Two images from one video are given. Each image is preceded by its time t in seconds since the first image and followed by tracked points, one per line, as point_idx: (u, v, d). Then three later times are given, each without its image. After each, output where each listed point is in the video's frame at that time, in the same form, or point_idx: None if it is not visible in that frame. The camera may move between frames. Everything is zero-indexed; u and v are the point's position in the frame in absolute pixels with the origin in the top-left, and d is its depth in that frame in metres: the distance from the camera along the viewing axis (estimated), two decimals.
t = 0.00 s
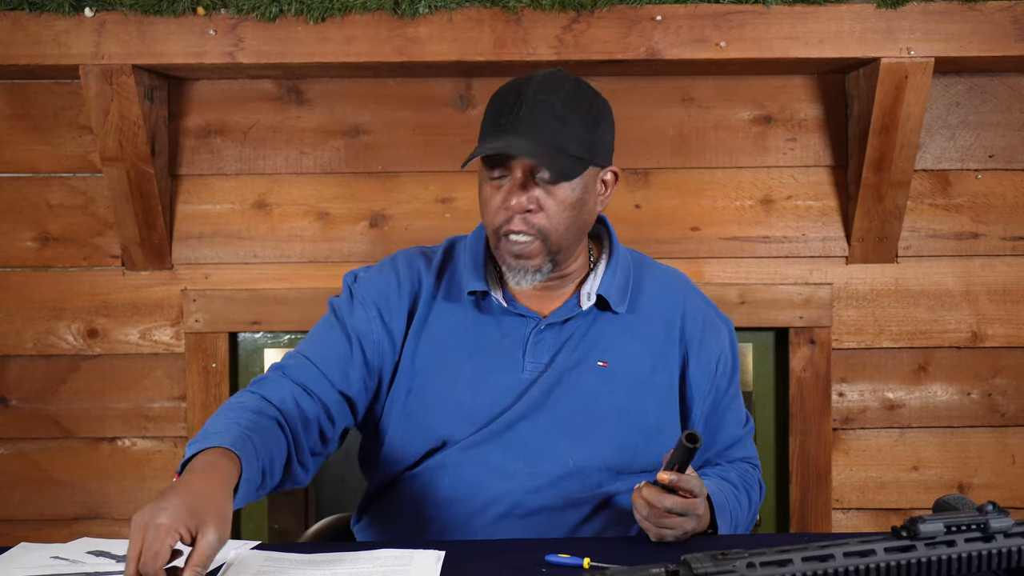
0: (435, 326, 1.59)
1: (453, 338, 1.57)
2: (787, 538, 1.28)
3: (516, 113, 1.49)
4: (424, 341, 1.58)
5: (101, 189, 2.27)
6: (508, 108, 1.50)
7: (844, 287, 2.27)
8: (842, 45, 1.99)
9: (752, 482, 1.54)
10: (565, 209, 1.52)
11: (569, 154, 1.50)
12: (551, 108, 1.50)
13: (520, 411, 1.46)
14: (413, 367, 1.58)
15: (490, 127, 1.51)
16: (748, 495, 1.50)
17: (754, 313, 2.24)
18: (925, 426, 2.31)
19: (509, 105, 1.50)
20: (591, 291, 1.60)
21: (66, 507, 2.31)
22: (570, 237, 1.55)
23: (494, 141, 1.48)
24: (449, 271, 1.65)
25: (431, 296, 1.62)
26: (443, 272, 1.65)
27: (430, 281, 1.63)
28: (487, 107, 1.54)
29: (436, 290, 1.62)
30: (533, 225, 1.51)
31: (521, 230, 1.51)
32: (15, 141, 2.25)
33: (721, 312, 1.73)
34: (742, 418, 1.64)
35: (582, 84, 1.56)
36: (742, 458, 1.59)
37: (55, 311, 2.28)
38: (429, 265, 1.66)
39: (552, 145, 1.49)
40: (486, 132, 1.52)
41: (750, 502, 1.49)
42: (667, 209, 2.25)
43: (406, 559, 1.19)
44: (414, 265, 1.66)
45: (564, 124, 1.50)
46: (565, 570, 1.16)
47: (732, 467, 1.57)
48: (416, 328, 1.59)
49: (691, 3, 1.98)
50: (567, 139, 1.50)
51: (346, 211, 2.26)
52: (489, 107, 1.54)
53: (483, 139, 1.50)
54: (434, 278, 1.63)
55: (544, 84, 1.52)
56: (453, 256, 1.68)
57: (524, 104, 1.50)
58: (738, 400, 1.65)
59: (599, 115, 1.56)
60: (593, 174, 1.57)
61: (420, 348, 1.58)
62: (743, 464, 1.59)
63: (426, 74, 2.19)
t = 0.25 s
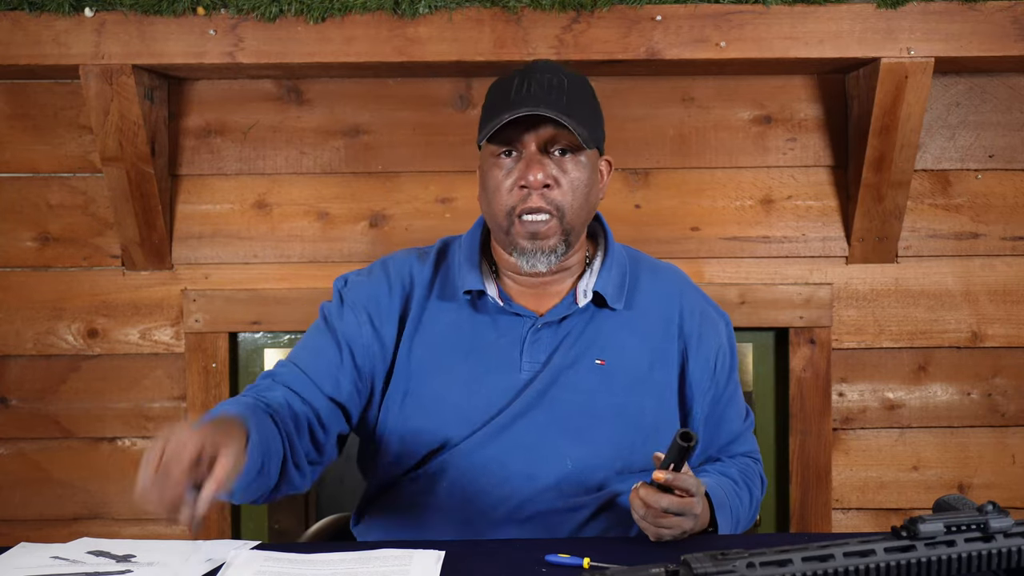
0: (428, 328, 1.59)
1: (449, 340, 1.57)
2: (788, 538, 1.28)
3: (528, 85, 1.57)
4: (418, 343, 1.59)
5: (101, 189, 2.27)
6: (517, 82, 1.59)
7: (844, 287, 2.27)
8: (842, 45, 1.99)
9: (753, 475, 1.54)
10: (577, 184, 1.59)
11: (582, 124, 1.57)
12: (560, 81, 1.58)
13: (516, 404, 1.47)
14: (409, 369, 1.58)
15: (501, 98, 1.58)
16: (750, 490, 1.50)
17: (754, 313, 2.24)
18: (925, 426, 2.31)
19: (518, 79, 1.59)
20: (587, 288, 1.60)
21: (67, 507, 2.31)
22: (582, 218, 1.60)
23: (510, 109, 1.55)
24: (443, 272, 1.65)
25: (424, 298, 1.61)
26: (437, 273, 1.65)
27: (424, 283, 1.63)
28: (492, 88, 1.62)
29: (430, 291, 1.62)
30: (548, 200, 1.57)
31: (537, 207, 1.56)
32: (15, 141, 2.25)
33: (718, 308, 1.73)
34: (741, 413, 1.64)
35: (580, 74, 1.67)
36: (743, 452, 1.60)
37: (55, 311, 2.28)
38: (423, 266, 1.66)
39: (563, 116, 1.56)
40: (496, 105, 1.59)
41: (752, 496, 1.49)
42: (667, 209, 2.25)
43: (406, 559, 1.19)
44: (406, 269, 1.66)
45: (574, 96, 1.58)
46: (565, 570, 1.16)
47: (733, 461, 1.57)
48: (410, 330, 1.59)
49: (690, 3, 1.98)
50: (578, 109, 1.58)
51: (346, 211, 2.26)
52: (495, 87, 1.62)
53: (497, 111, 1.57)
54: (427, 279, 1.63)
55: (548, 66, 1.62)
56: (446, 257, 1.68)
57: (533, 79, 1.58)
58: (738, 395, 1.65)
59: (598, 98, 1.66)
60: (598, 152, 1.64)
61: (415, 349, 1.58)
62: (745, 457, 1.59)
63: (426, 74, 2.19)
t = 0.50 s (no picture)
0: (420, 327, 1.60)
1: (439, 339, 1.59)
2: (787, 538, 1.28)
3: (502, 90, 1.55)
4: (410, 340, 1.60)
5: (101, 189, 2.27)
6: (491, 87, 1.57)
7: (844, 287, 2.27)
8: (842, 45, 1.99)
9: (747, 472, 1.53)
10: (560, 184, 1.57)
11: (559, 125, 1.56)
12: (535, 84, 1.56)
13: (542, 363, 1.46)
14: (404, 363, 1.59)
15: (477, 105, 1.56)
16: (744, 487, 1.49)
17: (754, 313, 2.24)
18: (925, 426, 2.31)
19: (493, 85, 1.57)
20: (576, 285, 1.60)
21: (66, 507, 2.31)
22: (566, 218, 1.59)
23: (485, 117, 1.54)
24: (437, 270, 1.65)
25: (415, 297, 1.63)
26: (432, 271, 1.65)
27: (418, 281, 1.64)
28: (468, 95, 1.61)
29: (421, 290, 1.63)
30: (531, 203, 1.56)
31: (520, 210, 1.55)
32: (15, 141, 2.25)
33: (713, 305, 1.73)
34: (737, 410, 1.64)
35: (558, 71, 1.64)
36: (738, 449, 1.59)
37: (55, 311, 2.28)
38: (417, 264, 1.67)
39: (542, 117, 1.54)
40: (472, 112, 1.57)
41: (745, 492, 1.48)
42: (667, 209, 2.25)
43: (405, 559, 1.19)
44: (402, 266, 1.67)
45: (550, 97, 1.56)
46: (565, 570, 1.16)
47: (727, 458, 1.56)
48: (406, 325, 1.61)
49: (691, 3, 1.98)
50: (555, 110, 1.56)
51: (346, 211, 2.26)
52: (470, 93, 1.60)
53: (472, 119, 1.56)
54: (421, 277, 1.64)
55: (523, 68, 1.60)
56: (440, 255, 1.68)
57: (507, 83, 1.57)
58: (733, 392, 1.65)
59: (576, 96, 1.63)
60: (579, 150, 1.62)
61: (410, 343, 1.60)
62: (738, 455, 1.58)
63: (426, 74, 2.19)
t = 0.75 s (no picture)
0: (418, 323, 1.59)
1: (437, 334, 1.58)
2: (787, 538, 1.28)
3: (505, 88, 1.55)
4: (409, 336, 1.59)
5: (101, 189, 2.27)
6: (493, 85, 1.56)
7: (844, 287, 2.27)
8: (842, 45, 1.99)
9: (732, 462, 1.48)
10: (561, 180, 1.57)
11: (562, 122, 1.55)
12: (537, 82, 1.56)
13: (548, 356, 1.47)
14: (400, 354, 1.58)
15: (479, 104, 1.56)
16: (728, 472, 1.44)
17: (754, 313, 2.24)
18: (925, 426, 2.31)
19: (495, 82, 1.57)
20: (574, 283, 1.59)
21: (66, 507, 2.30)
22: (568, 216, 1.59)
23: (488, 116, 1.54)
24: (437, 265, 1.66)
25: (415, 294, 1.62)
26: (432, 267, 1.65)
27: (417, 276, 1.64)
28: (469, 93, 1.60)
29: (421, 287, 1.63)
30: (533, 198, 1.55)
31: (521, 205, 1.55)
32: (15, 141, 2.25)
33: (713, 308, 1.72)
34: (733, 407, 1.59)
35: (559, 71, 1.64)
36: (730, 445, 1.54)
37: (55, 311, 2.28)
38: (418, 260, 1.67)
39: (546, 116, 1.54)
40: (474, 110, 1.57)
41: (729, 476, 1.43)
42: (667, 209, 2.25)
43: (406, 559, 1.19)
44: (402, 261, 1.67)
45: (552, 96, 1.56)
46: (565, 570, 1.16)
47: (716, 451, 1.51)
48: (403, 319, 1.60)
49: (690, 3, 1.98)
50: (557, 108, 1.56)
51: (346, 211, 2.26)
52: (471, 92, 1.60)
53: (474, 118, 1.56)
54: (421, 272, 1.64)
55: (524, 67, 1.60)
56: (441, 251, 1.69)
57: (509, 80, 1.56)
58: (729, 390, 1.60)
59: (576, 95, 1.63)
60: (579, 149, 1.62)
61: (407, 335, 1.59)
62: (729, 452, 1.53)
63: (426, 74, 2.19)
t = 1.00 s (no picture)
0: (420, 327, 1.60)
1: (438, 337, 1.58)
2: (787, 538, 1.28)
3: (532, 101, 1.49)
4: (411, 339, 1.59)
5: (101, 189, 2.27)
6: (519, 96, 1.50)
7: (844, 287, 2.27)
8: (842, 45, 1.99)
9: (719, 454, 1.45)
10: (581, 192, 1.52)
11: (588, 140, 1.52)
12: (563, 95, 1.51)
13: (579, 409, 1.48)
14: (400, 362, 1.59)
15: (505, 115, 1.49)
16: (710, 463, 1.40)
17: (754, 313, 2.24)
18: (925, 426, 2.31)
19: (521, 93, 1.50)
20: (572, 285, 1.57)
21: (66, 507, 2.30)
22: (582, 225, 1.55)
23: (517, 132, 1.47)
24: (433, 271, 1.66)
25: (415, 298, 1.63)
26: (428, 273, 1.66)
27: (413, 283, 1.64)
28: (489, 97, 1.53)
29: (421, 291, 1.63)
30: (554, 210, 1.50)
31: (540, 218, 1.49)
32: (15, 141, 2.25)
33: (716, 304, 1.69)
34: (731, 399, 1.54)
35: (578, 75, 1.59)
36: (724, 438, 1.49)
37: (55, 311, 2.28)
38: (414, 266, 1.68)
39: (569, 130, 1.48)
40: (499, 119, 1.49)
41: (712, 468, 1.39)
42: (667, 209, 2.25)
43: (406, 559, 1.19)
44: (398, 270, 1.67)
45: (577, 111, 1.51)
46: (565, 570, 1.16)
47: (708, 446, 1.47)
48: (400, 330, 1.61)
49: (690, 3, 1.98)
50: (584, 125, 1.51)
51: (346, 211, 2.26)
52: (492, 98, 1.52)
53: (500, 129, 1.49)
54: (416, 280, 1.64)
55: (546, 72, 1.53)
56: (438, 257, 1.69)
57: (535, 92, 1.50)
58: (728, 381, 1.56)
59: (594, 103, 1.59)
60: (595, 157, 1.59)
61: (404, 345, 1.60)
62: (722, 446, 1.48)
63: (426, 74, 2.19)
